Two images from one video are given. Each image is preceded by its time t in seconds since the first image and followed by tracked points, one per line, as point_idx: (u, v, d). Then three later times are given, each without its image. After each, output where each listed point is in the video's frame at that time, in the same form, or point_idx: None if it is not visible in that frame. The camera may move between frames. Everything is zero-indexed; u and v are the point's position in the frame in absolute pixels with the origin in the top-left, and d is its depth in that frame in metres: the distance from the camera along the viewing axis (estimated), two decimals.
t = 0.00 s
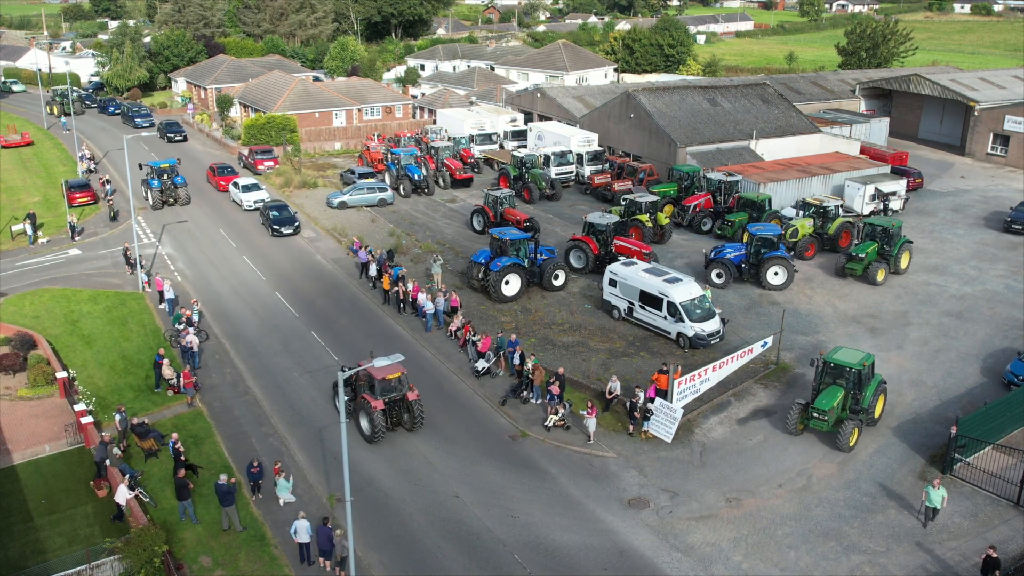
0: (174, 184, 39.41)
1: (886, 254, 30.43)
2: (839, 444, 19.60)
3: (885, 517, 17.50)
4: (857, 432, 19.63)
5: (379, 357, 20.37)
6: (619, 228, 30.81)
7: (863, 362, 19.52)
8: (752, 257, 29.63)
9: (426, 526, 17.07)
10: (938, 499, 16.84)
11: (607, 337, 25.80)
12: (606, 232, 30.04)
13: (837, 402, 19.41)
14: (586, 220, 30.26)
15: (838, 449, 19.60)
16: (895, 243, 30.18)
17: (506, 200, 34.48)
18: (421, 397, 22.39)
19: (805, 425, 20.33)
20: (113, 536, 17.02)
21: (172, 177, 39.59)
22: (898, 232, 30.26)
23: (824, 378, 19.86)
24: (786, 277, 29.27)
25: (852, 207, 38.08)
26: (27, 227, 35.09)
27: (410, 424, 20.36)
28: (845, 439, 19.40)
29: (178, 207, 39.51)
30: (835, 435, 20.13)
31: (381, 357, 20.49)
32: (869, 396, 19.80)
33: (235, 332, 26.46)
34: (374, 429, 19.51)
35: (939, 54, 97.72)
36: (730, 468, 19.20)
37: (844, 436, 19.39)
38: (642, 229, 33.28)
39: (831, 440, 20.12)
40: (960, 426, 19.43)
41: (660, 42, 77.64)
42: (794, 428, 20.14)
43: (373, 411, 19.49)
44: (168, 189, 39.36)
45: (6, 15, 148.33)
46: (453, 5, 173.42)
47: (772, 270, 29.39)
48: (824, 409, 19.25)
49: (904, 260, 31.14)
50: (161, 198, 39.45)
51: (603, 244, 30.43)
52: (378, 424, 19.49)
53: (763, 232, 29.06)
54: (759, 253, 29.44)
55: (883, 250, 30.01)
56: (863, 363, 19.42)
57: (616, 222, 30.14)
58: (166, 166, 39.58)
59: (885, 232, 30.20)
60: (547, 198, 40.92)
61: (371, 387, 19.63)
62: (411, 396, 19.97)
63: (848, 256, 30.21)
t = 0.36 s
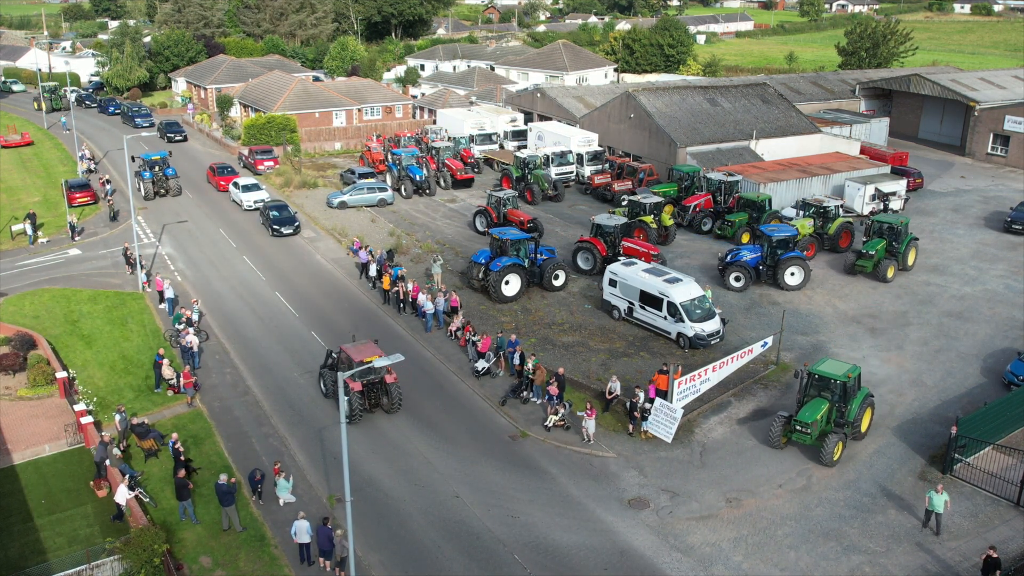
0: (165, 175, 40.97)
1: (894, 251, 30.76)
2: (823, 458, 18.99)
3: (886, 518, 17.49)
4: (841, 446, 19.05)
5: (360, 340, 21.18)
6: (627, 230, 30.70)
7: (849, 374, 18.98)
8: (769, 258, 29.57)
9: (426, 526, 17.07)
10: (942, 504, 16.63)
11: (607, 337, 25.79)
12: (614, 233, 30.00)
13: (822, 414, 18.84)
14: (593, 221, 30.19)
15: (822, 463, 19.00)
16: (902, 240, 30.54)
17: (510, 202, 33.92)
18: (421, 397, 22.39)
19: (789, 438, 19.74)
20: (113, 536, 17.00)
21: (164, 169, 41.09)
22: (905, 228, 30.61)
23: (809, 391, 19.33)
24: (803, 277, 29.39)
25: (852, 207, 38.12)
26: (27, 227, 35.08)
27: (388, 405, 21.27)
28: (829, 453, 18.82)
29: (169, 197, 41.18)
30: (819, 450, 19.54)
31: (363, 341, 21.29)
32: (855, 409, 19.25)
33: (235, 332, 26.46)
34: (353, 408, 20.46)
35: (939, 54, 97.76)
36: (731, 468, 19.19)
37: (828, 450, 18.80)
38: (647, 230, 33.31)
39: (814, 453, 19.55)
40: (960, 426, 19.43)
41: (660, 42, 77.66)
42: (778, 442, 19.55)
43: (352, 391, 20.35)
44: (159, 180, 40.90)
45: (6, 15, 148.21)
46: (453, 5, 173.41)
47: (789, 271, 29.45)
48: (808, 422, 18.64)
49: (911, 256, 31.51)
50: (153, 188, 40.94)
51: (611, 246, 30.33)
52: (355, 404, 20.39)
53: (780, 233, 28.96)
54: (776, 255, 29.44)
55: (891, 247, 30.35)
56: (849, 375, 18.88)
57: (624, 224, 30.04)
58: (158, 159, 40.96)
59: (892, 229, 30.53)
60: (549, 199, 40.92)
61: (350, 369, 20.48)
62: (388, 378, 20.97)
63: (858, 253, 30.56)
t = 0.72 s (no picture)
0: (158, 168, 42.48)
1: (901, 249, 30.96)
2: (804, 474, 18.33)
3: (886, 518, 17.49)
4: (823, 462, 18.39)
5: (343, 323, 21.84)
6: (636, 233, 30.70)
7: (833, 389, 18.35)
8: (783, 259, 29.47)
9: (426, 525, 17.07)
10: (946, 509, 16.47)
11: (607, 337, 25.80)
12: (623, 235, 30.05)
13: (804, 430, 18.19)
14: (603, 223, 30.14)
15: (803, 479, 18.35)
16: (908, 237, 30.75)
17: (512, 202, 33.93)
18: (421, 397, 22.40)
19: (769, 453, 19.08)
20: (113, 536, 17.00)
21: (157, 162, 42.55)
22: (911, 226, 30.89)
23: (791, 404, 18.72)
24: (818, 276, 29.34)
25: (851, 207, 38.15)
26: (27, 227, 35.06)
27: (369, 385, 22.18)
28: (809, 469, 18.19)
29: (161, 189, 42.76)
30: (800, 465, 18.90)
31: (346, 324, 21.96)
32: (839, 424, 18.66)
33: (235, 332, 26.45)
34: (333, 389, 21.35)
35: (939, 54, 97.78)
36: (731, 468, 19.18)
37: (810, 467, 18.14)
38: (651, 231, 33.11)
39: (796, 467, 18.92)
40: (960, 426, 19.45)
41: (660, 42, 77.68)
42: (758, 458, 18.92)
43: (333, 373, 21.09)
44: (152, 171, 42.45)
45: (6, 15, 148.14)
46: (453, 4, 173.39)
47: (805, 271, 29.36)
48: (789, 438, 17.98)
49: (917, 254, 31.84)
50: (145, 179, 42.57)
51: (620, 247, 30.30)
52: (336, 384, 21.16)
53: (794, 232, 28.93)
54: (791, 255, 29.33)
55: (898, 244, 30.55)
56: (833, 390, 18.26)
57: (634, 226, 30.04)
58: (151, 152, 42.31)
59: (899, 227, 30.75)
60: (552, 199, 40.75)
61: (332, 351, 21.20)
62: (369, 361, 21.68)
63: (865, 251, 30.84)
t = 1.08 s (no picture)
0: (151, 160, 44.04)
1: (906, 246, 31.52)
2: (783, 489, 17.74)
3: (886, 518, 17.50)
4: (804, 478, 17.85)
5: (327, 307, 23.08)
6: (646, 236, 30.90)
7: (815, 402, 17.83)
8: (797, 259, 29.46)
9: (426, 525, 17.08)
10: (948, 515, 16.26)
11: (607, 338, 25.79)
12: (633, 237, 30.27)
13: (784, 444, 17.66)
14: (613, 225, 30.48)
15: (784, 495, 17.77)
16: (913, 234, 31.49)
17: (515, 203, 33.95)
18: (422, 397, 22.40)
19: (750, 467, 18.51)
20: (114, 536, 17.02)
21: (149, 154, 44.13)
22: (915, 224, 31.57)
23: (774, 417, 18.21)
24: (831, 275, 29.50)
25: (852, 207, 38.15)
26: (28, 227, 35.04)
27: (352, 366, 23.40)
28: (789, 485, 17.57)
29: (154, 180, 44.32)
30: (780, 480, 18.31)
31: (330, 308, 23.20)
32: (822, 438, 18.12)
33: (235, 332, 26.46)
34: (316, 369, 22.44)
35: (939, 54, 97.81)
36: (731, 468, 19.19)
37: (790, 483, 17.57)
38: (658, 233, 32.73)
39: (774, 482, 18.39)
40: (960, 426, 19.47)
41: (660, 42, 77.69)
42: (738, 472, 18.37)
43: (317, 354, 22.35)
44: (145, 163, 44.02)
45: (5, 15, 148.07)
46: (454, 4, 173.33)
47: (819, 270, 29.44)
48: (769, 453, 17.42)
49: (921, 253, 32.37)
50: (139, 170, 44.08)
51: (629, 249, 30.46)
52: (320, 365, 22.41)
53: (807, 232, 28.95)
54: (805, 255, 29.34)
55: (904, 241, 31.03)
56: (815, 402, 17.74)
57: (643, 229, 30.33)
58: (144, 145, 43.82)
59: (904, 224, 31.44)
60: (555, 200, 40.57)
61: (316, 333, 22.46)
62: (352, 342, 22.50)
63: (872, 248, 31.20)
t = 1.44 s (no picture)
0: (144, 152, 45.89)
1: (912, 242, 31.63)
2: (761, 503, 17.29)
3: (886, 517, 17.51)
4: (784, 491, 17.39)
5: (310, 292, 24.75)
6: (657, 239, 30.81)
7: (797, 414, 17.34)
8: (811, 258, 29.51)
9: (427, 525, 17.10)
10: (949, 519, 16.22)
11: (608, 337, 25.80)
12: (642, 239, 30.16)
13: (765, 457, 17.20)
14: (624, 228, 30.49)
15: (763, 509, 17.33)
16: (919, 231, 31.43)
17: (518, 203, 33.72)
18: (422, 397, 22.43)
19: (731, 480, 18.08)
20: (115, 535, 17.02)
21: (142, 147, 45.96)
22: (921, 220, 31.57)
23: (756, 428, 17.74)
24: (842, 273, 29.82)
25: (852, 207, 38.12)
26: (28, 227, 35.02)
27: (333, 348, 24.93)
28: (768, 499, 17.11)
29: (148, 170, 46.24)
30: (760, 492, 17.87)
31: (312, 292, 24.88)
32: (805, 451, 17.62)
33: (235, 331, 26.49)
34: (301, 349, 23.95)
35: (939, 54, 97.82)
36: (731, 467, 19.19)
37: (769, 497, 17.12)
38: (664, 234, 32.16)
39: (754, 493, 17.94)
40: (961, 426, 19.46)
41: (660, 42, 77.68)
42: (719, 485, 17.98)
43: (301, 334, 23.96)
44: (139, 155, 45.91)
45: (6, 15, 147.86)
46: (454, 4, 173.31)
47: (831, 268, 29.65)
48: (747, 466, 16.98)
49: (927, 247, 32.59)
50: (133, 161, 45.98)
51: (639, 251, 30.36)
52: (303, 344, 23.97)
53: (822, 232, 28.94)
54: (819, 254, 29.40)
55: (909, 238, 31.19)
56: (798, 415, 17.25)
57: (654, 231, 30.23)
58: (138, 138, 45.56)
59: (909, 221, 31.42)
60: (556, 201, 40.54)
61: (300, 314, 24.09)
62: (333, 323, 24.29)
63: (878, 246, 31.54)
